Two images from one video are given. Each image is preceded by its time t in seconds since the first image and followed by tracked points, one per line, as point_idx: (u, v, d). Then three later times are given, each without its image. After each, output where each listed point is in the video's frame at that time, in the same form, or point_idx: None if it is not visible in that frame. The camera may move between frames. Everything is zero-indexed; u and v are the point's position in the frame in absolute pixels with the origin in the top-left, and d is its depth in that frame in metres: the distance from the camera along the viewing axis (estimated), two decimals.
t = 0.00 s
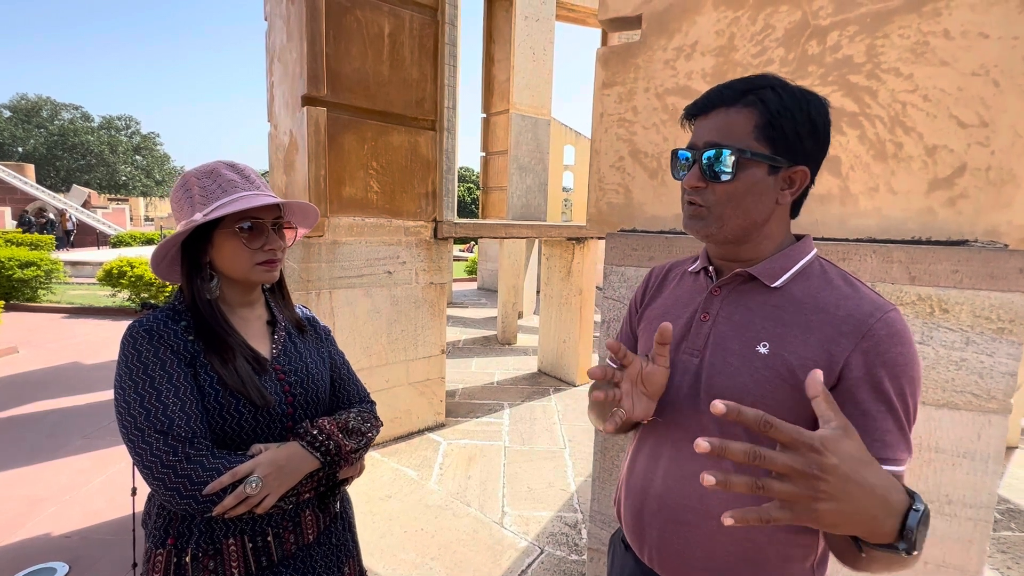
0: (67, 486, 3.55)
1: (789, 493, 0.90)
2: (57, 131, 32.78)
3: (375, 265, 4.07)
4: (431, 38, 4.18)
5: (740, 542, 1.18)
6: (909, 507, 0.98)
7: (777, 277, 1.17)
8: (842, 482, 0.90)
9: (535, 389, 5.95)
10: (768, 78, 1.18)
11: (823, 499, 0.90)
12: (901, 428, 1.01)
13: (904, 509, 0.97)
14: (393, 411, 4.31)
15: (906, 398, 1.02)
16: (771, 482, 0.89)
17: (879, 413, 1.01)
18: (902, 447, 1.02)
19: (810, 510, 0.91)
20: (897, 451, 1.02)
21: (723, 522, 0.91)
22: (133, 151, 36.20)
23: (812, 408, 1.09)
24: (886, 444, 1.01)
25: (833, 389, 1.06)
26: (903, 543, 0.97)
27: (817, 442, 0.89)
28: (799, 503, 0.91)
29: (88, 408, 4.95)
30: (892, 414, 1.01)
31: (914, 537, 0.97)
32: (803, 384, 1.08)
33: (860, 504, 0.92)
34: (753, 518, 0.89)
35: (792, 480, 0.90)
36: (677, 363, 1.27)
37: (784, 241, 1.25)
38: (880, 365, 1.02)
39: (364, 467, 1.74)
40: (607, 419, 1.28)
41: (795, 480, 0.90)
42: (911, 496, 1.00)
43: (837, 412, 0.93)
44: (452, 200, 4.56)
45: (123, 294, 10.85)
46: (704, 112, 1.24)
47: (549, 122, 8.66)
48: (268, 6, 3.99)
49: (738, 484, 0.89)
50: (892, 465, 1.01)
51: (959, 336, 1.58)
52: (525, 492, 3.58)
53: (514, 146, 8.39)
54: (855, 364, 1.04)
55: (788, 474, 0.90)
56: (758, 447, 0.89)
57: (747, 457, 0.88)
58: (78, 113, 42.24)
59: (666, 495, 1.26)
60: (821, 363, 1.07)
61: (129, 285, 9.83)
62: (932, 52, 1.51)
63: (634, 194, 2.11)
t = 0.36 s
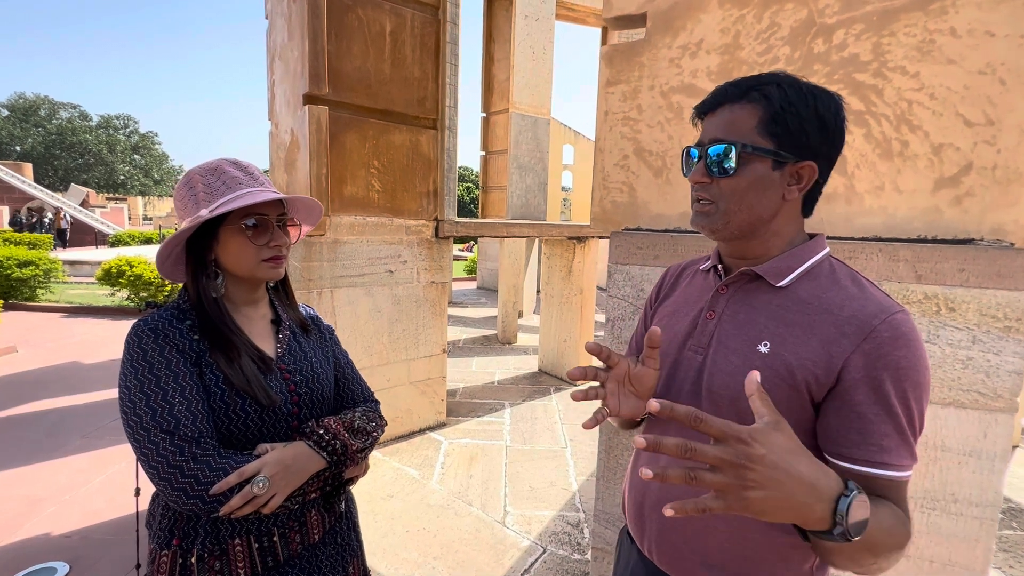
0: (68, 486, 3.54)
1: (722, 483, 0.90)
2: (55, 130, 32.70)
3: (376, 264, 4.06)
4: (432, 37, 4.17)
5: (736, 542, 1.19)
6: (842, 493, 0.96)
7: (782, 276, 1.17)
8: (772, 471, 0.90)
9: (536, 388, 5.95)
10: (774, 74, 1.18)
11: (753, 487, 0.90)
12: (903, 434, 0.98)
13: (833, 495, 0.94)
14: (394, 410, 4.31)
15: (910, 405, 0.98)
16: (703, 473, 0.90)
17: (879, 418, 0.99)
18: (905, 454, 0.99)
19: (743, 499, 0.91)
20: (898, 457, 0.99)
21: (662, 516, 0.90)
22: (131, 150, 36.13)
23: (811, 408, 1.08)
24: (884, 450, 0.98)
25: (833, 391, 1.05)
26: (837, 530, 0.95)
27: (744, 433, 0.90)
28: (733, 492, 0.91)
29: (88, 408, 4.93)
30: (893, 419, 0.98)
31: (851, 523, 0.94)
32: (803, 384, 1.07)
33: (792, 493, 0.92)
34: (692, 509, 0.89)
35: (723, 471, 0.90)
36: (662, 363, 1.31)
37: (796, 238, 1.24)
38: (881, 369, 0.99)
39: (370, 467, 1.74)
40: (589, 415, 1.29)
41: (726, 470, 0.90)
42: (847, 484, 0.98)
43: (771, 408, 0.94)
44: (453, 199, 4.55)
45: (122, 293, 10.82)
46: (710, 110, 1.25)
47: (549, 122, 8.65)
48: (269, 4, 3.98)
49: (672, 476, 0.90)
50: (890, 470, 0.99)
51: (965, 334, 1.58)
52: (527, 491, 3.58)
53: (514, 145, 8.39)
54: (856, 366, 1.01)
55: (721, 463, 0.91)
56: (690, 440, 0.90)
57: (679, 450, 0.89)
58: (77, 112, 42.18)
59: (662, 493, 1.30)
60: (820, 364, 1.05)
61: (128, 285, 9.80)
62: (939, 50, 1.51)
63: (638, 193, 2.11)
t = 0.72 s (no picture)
0: (68, 486, 3.52)
1: (681, 460, 0.89)
2: (54, 129, 32.81)
3: (376, 263, 4.05)
4: (432, 34, 4.15)
5: (737, 542, 1.17)
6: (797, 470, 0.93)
7: (787, 275, 1.15)
8: (728, 447, 0.89)
9: (537, 387, 5.93)
10: (776, 71, 1.17)
11: (712, 463, 0.89)
12: (907, 439, 0.95)
13: (788, 472, 0.92)
14: (394, 410, 4.30)
15: (915, 409, 0.96)
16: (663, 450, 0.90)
17: (882, 422, 0.96)
18: (910, 460, 0.96)
19: (700, 475, 0.90)
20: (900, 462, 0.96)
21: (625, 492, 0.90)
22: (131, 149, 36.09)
23: (812, 409, 1.07)
24: (886, 454, 0.96)
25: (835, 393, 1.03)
26: (792, 506, 0.92)
27: (703, 411, 0.90)
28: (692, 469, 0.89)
29: (88, 408, 4.92)
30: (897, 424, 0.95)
31: (806, 497, 0.91)
32: (805, 386, 1.05)
33: (748, 473, 0.89)
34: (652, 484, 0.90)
35: (683, 447, 0.90)
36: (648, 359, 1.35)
37: (803, 237, 1.22)
38: (884, 371, 0.97)
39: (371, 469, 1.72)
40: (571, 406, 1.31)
41: (686, 447, 0.90)
42: (802, 461, 0.95)
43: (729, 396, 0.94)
44: (453, 198, 4.53)
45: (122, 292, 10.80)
46: (713, 108, 1.25)
47: (549, 120, 8.63)
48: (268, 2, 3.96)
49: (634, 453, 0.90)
50: (893, 474, 0.96)
51: (972, 333, 1.57)
52: (528, 491, 3.57)
53: (514, 144, 8.37)
54: (858, 367, 1.00)
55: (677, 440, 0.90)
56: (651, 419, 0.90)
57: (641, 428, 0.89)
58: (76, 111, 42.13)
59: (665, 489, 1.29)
60: (822, 364, 1.04)
61: (127, 284, 9.79)
62: (944, 47, 1.49)
63: (640, 191, 2.09)
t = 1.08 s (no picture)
0: (67, 486, 3.50)
1: (666, 443, 0.86)
2: (55, 129, 32.82)
3: (376, 261, 4.01)
4: (431, 29, 4.11)
5: (744, 545, 1.13)
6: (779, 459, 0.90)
7: (801, 270, 1.11)
8: (715, 434, 0.86)
9: (539, 385, 5.90)
10: (796, 58, 1.13)
11: (697, 449, 0.86)
12: (924, 441, 0.91)
13: (770, 461, 0.89)
14: (395, 408, 4.27)
15: (933, 410, 0.92)
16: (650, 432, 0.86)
17: (899, 423, 0.92)
18: (928, 463, 0.92)
19: (684, 460, 0.86)
20: (917, 466, 0.92)
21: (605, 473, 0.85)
22: (132, 148, 36.09)
23: (825, 408, 1.03)
24: (902, 456, 0.92)
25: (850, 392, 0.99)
26: (773, 494, 0.89)
27: (692, 397, 0.88)
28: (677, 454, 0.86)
29: (88, 407, 4.90)
30: (914, 425, 0.91)
31: (786, 486, 0.88)
32: (818, 384, 1.02)
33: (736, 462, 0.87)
34: (635, 467, 0.86)
35: (669, 431, 0.86)
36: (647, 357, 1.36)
37: (820, 231, 1.18)
38: (901, 370, 0.93)
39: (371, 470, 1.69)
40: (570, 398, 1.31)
41: (672, 431, 0.86)
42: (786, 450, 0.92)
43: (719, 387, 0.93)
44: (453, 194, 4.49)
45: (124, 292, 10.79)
46: (728, 97, 1.21)
47: (550, 117, 8.58)
48: None
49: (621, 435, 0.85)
50: (908, 478, 0.92)
51: (986, 330, 1.53)
52: (530, 490, 3.54)
53: (515, 141, 8.32)
54: (874, 365, 0.96)
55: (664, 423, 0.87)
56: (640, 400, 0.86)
57: (631, 409, 0.84)
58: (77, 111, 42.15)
59: (671, 488, 1.25)
60: (836, 362, 1.00)
61: (129, 283, 9.78)
62: (957, 35, 1.45)
63: (644, 186, 2.05)
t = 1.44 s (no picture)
0: (68, 486, 3.48)
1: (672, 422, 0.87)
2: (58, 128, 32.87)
3: (377, 259, 3.98)
4: (432, 24, 4.06)
5: (755, 551, 1.10)
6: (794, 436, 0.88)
7: (818, 265, 1.07)
8: (718, 410, 0.86)
9: (542, 384, 5.87)
10: (816, 49, 1.08)
11: (700, 423, 0.86)
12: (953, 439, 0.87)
13: (783, 437, 0.87)
14: (397, 407, 4.24)
15: (962, 408, 0.87)
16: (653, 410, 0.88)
17: (926, 421, 0.87)
18: (959, 463, 0.87)
19: (690, 437, 0.86)
20: (947, 465, 0.87)
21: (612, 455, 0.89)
22: (134, 147, 36.14)
23: (845, 408, 0.99)
24: (929, 454, 0.87)
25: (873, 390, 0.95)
26: (788, 467, 0.85)
27: (693, 375, 0.89)
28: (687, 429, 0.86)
29: (89, 406, 4.88)
30: (942, 423, 0.87)
31: (802, 458, 0.85)
32: (839, 383, 0.98)
33: (739, 434, 0.85)
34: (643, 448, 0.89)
35: (673, 410, 0.88)
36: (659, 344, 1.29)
37: (837, 228, 1.14)
38: (928, 366, 0.89)
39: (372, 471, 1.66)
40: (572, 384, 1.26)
41: (677, 409, 0.88)
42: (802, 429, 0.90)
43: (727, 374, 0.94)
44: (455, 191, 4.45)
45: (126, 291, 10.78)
46: (743, 88, 1.15)
47: (552, 114, 8.52)
48: None
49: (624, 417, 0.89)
50: (937, 477, 0.87)
51: (1002, 327, 1.49)
52: (533, 489, 3.50)
53: (516, 138, 8.27)
54: (899, 362, 0.92)
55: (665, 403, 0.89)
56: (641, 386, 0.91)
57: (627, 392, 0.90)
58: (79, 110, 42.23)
59: (679, 490, 1.21)
60: (858, 359, 0.96)
61: (131, 282, 9.78)
62: (973, 22, 1.40)
63: (649, 180, 2.01)
